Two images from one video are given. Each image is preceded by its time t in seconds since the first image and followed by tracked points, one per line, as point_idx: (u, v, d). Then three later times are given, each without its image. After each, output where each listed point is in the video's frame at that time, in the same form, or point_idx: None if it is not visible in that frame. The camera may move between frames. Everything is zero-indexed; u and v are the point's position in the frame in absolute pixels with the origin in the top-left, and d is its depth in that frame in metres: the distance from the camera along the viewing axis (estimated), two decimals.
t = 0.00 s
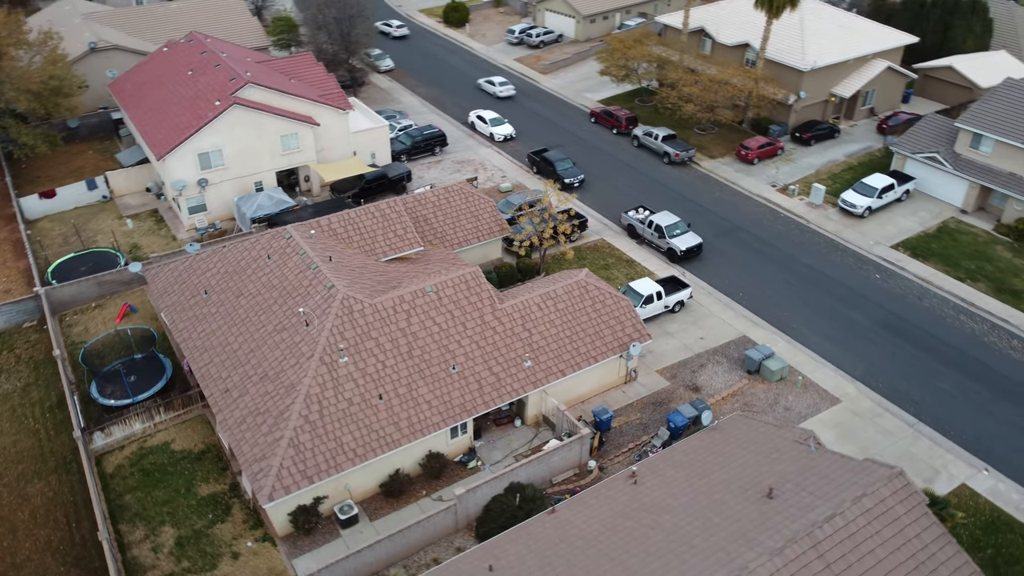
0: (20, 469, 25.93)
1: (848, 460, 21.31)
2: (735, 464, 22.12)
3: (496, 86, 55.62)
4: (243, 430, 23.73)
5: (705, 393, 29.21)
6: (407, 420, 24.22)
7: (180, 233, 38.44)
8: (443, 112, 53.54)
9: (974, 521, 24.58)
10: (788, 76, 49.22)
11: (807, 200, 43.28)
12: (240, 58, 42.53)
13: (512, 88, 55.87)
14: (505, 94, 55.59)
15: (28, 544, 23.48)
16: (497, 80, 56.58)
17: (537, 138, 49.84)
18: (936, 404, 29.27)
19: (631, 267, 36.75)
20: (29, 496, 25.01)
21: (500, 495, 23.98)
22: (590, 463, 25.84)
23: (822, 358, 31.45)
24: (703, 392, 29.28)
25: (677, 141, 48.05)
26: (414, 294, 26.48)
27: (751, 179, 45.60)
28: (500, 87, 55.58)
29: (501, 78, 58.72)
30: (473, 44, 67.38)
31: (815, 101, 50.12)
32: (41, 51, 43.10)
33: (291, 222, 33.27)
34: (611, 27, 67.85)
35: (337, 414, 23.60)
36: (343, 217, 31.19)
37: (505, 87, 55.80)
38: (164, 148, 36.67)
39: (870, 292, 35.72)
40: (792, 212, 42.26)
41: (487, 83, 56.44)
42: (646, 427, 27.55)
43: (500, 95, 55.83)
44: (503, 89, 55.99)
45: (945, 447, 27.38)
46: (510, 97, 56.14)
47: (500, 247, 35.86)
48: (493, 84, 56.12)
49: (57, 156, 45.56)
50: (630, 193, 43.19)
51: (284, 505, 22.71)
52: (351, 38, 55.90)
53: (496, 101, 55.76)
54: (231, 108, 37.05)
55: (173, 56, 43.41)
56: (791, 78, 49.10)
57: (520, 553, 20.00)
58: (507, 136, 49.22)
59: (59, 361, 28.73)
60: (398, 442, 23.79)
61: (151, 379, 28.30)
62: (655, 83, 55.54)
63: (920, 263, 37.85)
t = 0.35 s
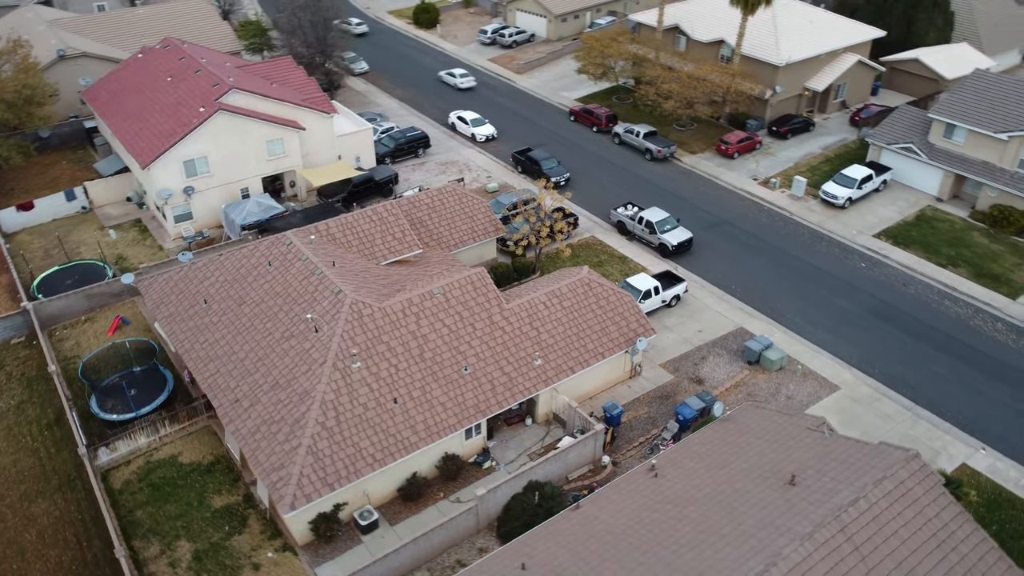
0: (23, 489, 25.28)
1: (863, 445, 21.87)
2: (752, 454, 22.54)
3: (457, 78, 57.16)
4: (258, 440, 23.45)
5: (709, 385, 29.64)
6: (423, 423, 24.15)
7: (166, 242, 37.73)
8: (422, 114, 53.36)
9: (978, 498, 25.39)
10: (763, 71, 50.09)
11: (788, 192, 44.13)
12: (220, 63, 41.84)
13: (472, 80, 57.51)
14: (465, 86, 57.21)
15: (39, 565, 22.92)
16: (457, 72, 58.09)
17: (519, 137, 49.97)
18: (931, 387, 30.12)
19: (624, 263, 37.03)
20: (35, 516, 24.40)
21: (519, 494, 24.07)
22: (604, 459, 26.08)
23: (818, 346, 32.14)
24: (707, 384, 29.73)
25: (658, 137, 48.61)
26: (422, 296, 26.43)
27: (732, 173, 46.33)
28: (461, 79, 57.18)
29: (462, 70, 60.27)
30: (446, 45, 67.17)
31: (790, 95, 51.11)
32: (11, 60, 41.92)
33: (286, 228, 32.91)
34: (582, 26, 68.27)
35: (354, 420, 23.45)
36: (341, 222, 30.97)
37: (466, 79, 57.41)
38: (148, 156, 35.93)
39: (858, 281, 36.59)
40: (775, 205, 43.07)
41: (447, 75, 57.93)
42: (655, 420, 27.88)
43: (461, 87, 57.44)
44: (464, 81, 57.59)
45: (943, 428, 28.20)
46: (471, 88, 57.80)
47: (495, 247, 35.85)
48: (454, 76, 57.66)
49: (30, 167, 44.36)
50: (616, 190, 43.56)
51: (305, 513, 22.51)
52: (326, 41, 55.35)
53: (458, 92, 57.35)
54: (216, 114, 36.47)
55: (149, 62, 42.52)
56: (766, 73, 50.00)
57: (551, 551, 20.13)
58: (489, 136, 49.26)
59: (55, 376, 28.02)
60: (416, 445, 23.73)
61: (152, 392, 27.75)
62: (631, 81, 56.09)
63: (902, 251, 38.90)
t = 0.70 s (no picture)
0: (29, 511, 24.58)
1: (878, 427, 22.49)
2: (771, 441, 23.02)
3: (413, 70, 58.57)
4: (277, 449, 23.18)
5: (713, 376, 30.12)
6: (441, 425, 24.12)
7: (152, 253, 36.94)
8: (399, 115, 53.09)
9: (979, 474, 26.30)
10: (737, 66, 50.98)
11: (769, 184, 45.01)
12: (197, 68, 41.07)
13: (428, 72, 58.99)
14: (421, 78, 58.68)
15: None
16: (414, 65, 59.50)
17: (500, 137, 50.05)
18: (924, 369, 31.06)
19: (617, 259, 37.36)
20: (45, 538, 23.75)
21: (540, 491, 24.19)
22: (619, 453, 26.35)
23: (812, 334, 32.89)
24: (710, 374, 30.22)
25: (638, 133, 49.15)
26: (431, 298, 26.40)
27: (712, 167, 47.07)
28: (417, 71, 58.61)
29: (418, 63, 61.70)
30: (416, 46, 66.87)
31: (763, 89, 52.10)
32: None
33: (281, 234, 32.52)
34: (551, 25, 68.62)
35: (373, 425, 23.32)
36: (339, 226, 30.70)
37: (422, 71, 58.87)
38: (132, 165, 35.11)
39: (844, 269, 37.52)
40: (757, 197, 43.90)
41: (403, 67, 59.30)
42: (664, 413, 28.26)
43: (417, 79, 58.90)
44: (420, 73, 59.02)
45: (939, 409, 29.12)
46: (427, 80, 59.30)
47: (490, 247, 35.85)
48: (410, 68, 59.06)
49: None
50: (601, 187, 43.93)
51: (329, 521, 22.32)
52: (298, 45, 54.65)
53: (414, 84, 58.83)
54: (201, 121, 35.82)
55: (123, 68, 41.50)
56: (740, 68, 50.90)
57: (585, 546, 20.32)
58: (469, 136, 49.23)
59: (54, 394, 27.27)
60: (436, 448, 23.69)
61: (156, 406, 27.17)
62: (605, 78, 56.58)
63: (883, 239, 40.01)
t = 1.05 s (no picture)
0: (37, 532, 23.96)
1: (888, 411, 23.06)
2: (785, 429, 23.47)
3: (371, 64, 59.71)
4: (295, 458, 22.92)
5: (715, 367, 30.55)
6: (458, 426, 24.08)
7: (139, 263, 36.18)
8: (379, 117, 52.75)
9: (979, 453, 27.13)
10: (714, 62, 51.69)
11: (751, 177, 45.76)
12: (177, 74, 40.32)
13: (386, 65, 60.26)
14: (379, 71, 59.94)
15: None
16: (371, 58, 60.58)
17: (482, 137, 50.04)
18: (916, 354, 31.92)
19: (610, 255, 37.64)
20: (56, 559, 23.17)
21: (559, 488, 24.31)
22: (632, 447, 26.61)
23: (807, 323, 33.54)
24: (713, 366, 30.65)
25: (619, 131, 49.56)
26: (440, 300, 26.35)
27: (694, 162, 47.71)
28: (375, 65, 59.78)
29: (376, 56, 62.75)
30: (389, 48, 66.47)
31: (739, 84, 52.93)
32: None
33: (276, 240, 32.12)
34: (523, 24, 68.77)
35: (392, 428, 23.20)
36: (337, 230, 30.39)
37: (380, 65, 60.12)
38: (117, 174, 34.34)
39: (832, 260, 38.34)
40: (740, 191, 44.62)
41: (361, 61, 60.37)
42: (671, 406, 28.61)
43: (376, 72, 60.13)
44: (378, 66, 60.20)
45: (935, 391, 29.95)
46: (385, 73, 60.55)
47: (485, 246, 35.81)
48: (367, 62, 60.16)
49: None
50: (588, 184, 44.19)
51: (352, 527, 22.15)
52: (272, 49, 53.90)
53: (372, 78, 60.02)
54: (187, 128, 35.19)
55: (99, 75, 40.54)
56: (716, 64, 51.62)
57: (614, 541, 20.48)
58: (452, 137, 49.13)
59: (53, 410, 26.56)
60: (455, 449, 23.66)
61: (161, 419, 26.64)
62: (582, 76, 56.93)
63: (865, 229, 40.98)
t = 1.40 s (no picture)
0: (48, 555, 23.30)
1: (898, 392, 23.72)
2: (799, 415, 23.99)
3: (324, 58, 60.58)
4: (317, 465, 22.68)
5: (717, 358, 31.05)
6: (478, 427, 24.08)
7: (127, 275, 35.35)
8: (357, 120, 52.32)
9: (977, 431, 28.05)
10: (688, 58, 52.40)
11: (731, 171, 46.55)
12: (154, 81, 39.46)
13: (338, 60, 61.13)
14: (332, 65, 60.79)
15: None
16: (324, 53, 61.50)
17: (463, 137, 49.97)
18: (907, 338, 32.86)
19: (602, 251, 37.95)
20: None
21: (579, 484, 24.47)
22: (645, 440, 26.91)
23: (800, 311, 34.27)
24: (714, 357, 31.14)
25: (599, 128, 49.96)
26: (450, 301, 26.33)
27: (675, 157, 48.37)
28: (327, 59, 60.64)
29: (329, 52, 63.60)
30: (359, 50, 65.90)
31: (713, 80, 53.75)
32: None
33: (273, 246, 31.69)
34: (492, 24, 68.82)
35: (413, 432, 23.10)
36: (337, 234, 30.10)
37: (332, 59, 60.99)
38: (102, 185, 33.47)
39: (817, 249, 39.21)
40: (722, 184, 45.36)
41: (314, 56, 61.24)
42: (678, 398, 29.02)
43: (328, 66, 60.98)
44: (331, 61, 61.06)
45: (929, 373, 30.88)
46: (337, 68, 61.41)
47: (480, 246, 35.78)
48: (320, 56, 61.04)
49: None
50: (573, 182, 44.46)
51: (379, 532, 22.02)
52: (244, 54, 53.04)
53: (325, 72, 60.85)
54: (172, 135, 34.46)
55: (72, 84, 39.44)
56: (691, 60, 52.34)
57: (646, 533, 20.70)
58: (433, 139, 48.97)
59: (54, 428, 25.82)
60: (476, 449, 23.65)
61: (167, 432, 26.09)
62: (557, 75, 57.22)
63: (846, 218, 42.01)
